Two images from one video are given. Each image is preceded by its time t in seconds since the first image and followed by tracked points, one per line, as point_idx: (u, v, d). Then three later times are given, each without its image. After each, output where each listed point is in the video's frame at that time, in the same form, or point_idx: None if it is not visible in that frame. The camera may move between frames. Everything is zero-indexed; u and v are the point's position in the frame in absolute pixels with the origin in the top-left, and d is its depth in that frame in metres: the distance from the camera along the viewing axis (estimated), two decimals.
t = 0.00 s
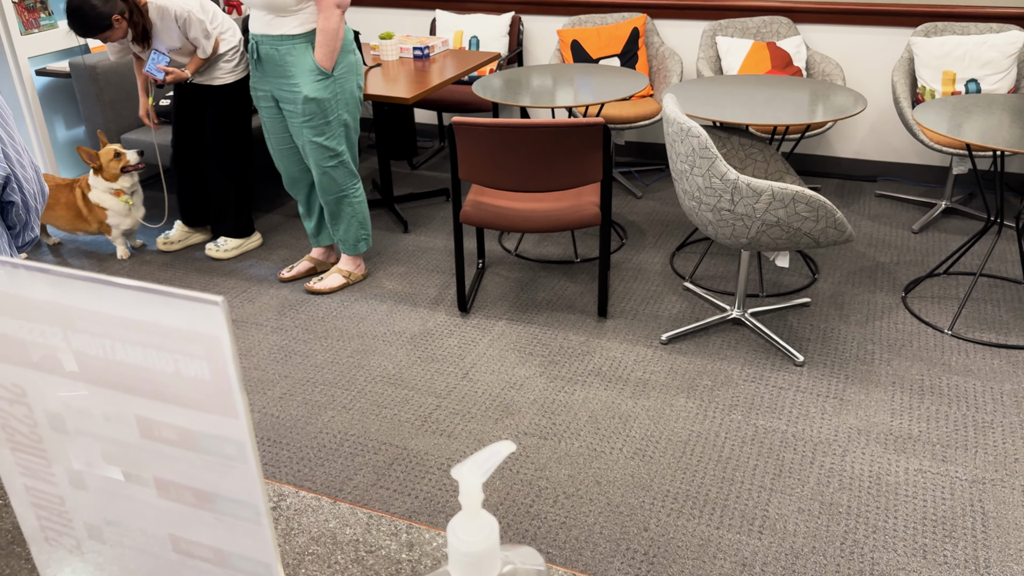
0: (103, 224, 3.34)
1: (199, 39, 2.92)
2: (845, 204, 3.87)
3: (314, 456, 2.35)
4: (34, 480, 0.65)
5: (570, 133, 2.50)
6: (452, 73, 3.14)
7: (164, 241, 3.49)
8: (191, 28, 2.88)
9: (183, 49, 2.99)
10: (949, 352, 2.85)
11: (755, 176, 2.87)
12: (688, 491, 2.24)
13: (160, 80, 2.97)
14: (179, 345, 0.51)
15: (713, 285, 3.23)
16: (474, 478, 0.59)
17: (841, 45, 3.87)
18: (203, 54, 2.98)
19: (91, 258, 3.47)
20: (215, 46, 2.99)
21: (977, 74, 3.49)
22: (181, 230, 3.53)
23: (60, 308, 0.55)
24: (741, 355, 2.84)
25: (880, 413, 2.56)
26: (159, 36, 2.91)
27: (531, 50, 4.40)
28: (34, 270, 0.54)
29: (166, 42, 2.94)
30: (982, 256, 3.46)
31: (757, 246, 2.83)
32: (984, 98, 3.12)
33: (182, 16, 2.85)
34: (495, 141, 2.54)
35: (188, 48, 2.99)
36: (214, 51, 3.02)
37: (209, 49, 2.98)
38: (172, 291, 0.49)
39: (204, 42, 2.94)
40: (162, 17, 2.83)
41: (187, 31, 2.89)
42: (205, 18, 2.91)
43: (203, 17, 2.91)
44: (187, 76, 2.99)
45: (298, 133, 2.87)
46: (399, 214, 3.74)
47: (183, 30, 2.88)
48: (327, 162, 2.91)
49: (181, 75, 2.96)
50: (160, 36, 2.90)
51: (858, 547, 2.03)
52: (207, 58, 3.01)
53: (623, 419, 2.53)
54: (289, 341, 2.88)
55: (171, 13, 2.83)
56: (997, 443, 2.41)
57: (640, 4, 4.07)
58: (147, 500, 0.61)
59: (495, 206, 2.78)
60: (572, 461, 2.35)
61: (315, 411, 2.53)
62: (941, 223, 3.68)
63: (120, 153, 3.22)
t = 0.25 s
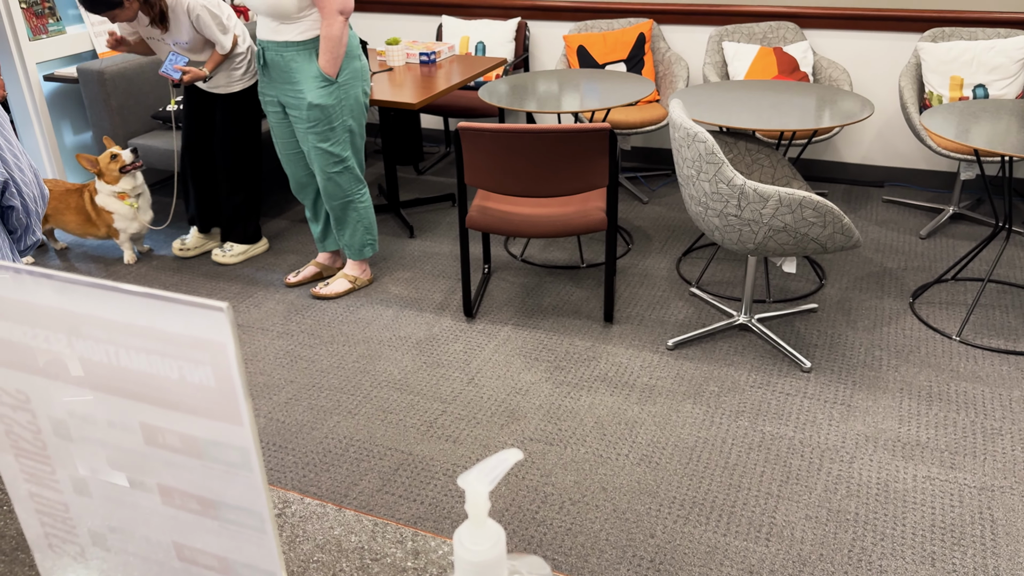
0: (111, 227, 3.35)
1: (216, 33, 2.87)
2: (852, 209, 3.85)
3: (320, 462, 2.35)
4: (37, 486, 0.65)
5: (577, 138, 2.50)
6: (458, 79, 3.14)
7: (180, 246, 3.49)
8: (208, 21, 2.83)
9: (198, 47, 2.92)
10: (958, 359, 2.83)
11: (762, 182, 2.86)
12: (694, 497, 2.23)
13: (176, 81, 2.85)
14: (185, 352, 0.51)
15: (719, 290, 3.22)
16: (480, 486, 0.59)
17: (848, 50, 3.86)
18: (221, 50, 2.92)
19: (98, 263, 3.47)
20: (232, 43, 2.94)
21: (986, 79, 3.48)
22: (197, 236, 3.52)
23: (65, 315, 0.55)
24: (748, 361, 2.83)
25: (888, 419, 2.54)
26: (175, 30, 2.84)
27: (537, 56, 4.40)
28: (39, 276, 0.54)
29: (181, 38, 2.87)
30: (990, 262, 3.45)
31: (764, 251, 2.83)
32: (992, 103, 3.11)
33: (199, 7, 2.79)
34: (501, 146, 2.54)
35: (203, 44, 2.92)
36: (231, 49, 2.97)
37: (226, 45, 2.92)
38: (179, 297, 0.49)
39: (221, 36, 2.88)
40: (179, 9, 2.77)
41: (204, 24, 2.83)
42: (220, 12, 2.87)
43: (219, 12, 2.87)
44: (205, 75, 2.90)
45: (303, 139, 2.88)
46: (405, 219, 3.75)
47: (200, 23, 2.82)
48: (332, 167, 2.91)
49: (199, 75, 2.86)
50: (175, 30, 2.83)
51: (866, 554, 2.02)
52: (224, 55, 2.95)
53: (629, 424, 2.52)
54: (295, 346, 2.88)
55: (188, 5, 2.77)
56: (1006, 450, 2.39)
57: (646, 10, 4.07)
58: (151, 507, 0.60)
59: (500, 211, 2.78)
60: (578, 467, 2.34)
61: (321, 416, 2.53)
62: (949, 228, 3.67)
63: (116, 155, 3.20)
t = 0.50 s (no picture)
0: (117, 234, 3.36)
1: (221, 33, 2.88)
2: (857, 216, 3.85)
3: (324, 468, 2.35)
4: (43, 494, 0.68)
5: (581, 145, 2.50)
6: (463, 86, 3.14)
7: (205, 255, 3.47)
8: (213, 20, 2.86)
9: (202, 44, 2.96)
10: (963, 366, 2.82)
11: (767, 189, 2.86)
12: (699, 506, 2.22)
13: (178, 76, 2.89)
14: (191, 361, 0.52)
15: (724, 297, 3.22)
16: (486, 497, 0.63)
17: (853, 58, 3.86)
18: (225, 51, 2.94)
19: (104, 269, 3.48)
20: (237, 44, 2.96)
21: (991, 87, 3.47)
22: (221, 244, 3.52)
23: (74, 325, 0.57)
24: (753, 368, 2.83)
25: (894, 427, 2.54)
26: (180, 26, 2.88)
27: (542, 62, 4.41)
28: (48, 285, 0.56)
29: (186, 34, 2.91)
30: (996, 270, 3.44)
31: (769, 258, 2.82)
32: (998, 111, 3.11)
33: (205, 5, 2.83)
34: (505, 153, 2.54)
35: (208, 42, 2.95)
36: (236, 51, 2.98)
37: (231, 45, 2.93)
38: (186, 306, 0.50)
39: (226, 36, 2.90)
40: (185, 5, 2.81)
41: (209, 23, 2.85)
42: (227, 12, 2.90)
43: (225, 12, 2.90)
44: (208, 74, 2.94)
45: (306, 146, 2.88)
46: (410, 225, 3.75)
47: (205, 21, 2.85)
48: (334, 175, 2.92)
49: (201, 73, 2.91)
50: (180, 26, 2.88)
51: (872, 564, 2.01)
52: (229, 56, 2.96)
53: (634, 432, 2.51)
54: (300, 352, 2.88)
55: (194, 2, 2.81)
56: (1013, 458, 2.38)
57: (650, 17, 4.08)
58: (156, 515, 0.62)
59: (505, 218, 2.78)
60: (583, 474, 2.34)
61: (325, 422, 2.53)
62: (954, 235, 3.66)
63: (122, 159, 3.21)
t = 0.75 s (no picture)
0: (124, 243, 3.36)
1: (225, 43, 2.90)
2: (861, 227, 3.85)
3: (328, 479, 2.35)
4: (52, 504, 0.72)
5: (585, 156, 2.51)
6: (468, 97, 3.16)
7: (211, 263, 3.49)
8: (217, 30, 2.87)
9: (209, 55, 2.97)
10: (968, 378, 2.82)
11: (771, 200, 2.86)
12: (704, 517, 2.21)
13: (181, 87, 2.91)
14: (201, 375, 0.56)
15: (728, 308, 3.22)
16: (491, 510, 0.66)
17: (857, 70, 3.87)
18: (229, 61, 2.94)
19: (109, 278, 3.49)
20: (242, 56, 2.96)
21: (995, 99, 3.48)
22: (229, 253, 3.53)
23: (87, 341, 0.60)
24: (757, 380, 2.82)
25: (898, 439, 2.53)
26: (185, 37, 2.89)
27: (546, 74, 4.43)
28: (62, 301, 0.60)
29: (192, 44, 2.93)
30: (1001, 281, 3.43)
31: (773, 270, 2.82)
32: (1002, 123, 3.11)
33: (208, 15, 2.83)
34: (510, 164, 2.55)
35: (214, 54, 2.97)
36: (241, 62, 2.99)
37: (235, 56, 2.94)
38: (196, 322, 0.53)
39: (230, 47, 2.91)
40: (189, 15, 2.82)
41: (213, 33, 2.86)
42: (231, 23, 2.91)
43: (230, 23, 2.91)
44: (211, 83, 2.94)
45: (310, 157, 2.90)
46: (415, 235, 3.76)
47: (209, 31, 2.86)
48: (337, 186, 2.93)
49: (202, 83, 2.90)
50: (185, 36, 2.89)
51: None
52: (233, 67, 2.97)
53: (638, 443, 2.51)
54: (304, 362, 2.88)
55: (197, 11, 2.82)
56: (1019, 471, 2.37)
57: (655, 29, 4.09)
58: (164, 526, 0.66)
59: (509, 228, 2.78)
60: (586, 485, 2.33)
61: (329, 432, 2.53)
62: (959, 247, 3.66)
63: (126, 168, 3.22)
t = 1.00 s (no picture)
0: (130, 251, 3.38)
1: (231, 57, 2.91)
2: (866, 237, 3.85)
3: (332, 487, 2.35)
4: (63, 510, 0.76)
5: (590, 166, 2.51)
6: (473, 107, 3.17)
7: (216, 272, 3.48)
8: (220, 45, 2.88)
9: (220, 73, 3.00)
10: (974, 389, 2.81)
11: (776, 210, 2.87)
12: (708, 528, 2.21)
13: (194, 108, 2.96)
14: (214, 382, 0.60)
15: (733, 318, 3.21)
16: (499, 517, 0.68)
17: (862, 80, 3.88)
18: (238, 76, 2.95)
19: (115, 286, 3.51)
20: (251, 69, 2.96)
21: (999, 109, 3.48)
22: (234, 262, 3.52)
23: (104, 349, 0.64)
24: (762, 390, 2.82)
25: (903, 449, 2.52)
26: (193, 54, 2.92)
27: (551, 84, 4.44)
28: (80, 310, 0.64)
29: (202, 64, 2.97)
30: (1006, 292, 3.43)
31: (778, 279, 2.82)
32: (1006, 133, 3.11)
33: (210, 31, 2.84)
34: (515, 174, 2.56)
35: (225, 71, 2.98)
36: (251, 75, 2.98)
37: (243, 70, 2.95)
38: (211, 330, 0.58)
39: (236, 61, 2.92)
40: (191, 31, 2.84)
41: (216, 48, 2.88)
42: (235, 37, 2.90)
43: (234, 37, 2.91)
44: (223, 100, 2.95)
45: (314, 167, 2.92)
46: (420, 244, 3.77)
47: (212, 47, 2.87)
48: (340, 197, 2.94)
49: (213, 101, 2.93)
50: (193, 54, 2.93)
51: None
52: (244, 81, 2.97)
53: (642, 453, 2.51)
54: (309, 370, 2.89)
55: (198, 27, 2.84)
56: None
57: (659, 40, 4.11)
58: (173, 530, 0.70)
59: (514, 237, 2.79)
60: (590, 495, 2.33)
61: (334, 441, 2.53)
62: (964, 257, 3.65)
63: (132, 177, 3.24)
